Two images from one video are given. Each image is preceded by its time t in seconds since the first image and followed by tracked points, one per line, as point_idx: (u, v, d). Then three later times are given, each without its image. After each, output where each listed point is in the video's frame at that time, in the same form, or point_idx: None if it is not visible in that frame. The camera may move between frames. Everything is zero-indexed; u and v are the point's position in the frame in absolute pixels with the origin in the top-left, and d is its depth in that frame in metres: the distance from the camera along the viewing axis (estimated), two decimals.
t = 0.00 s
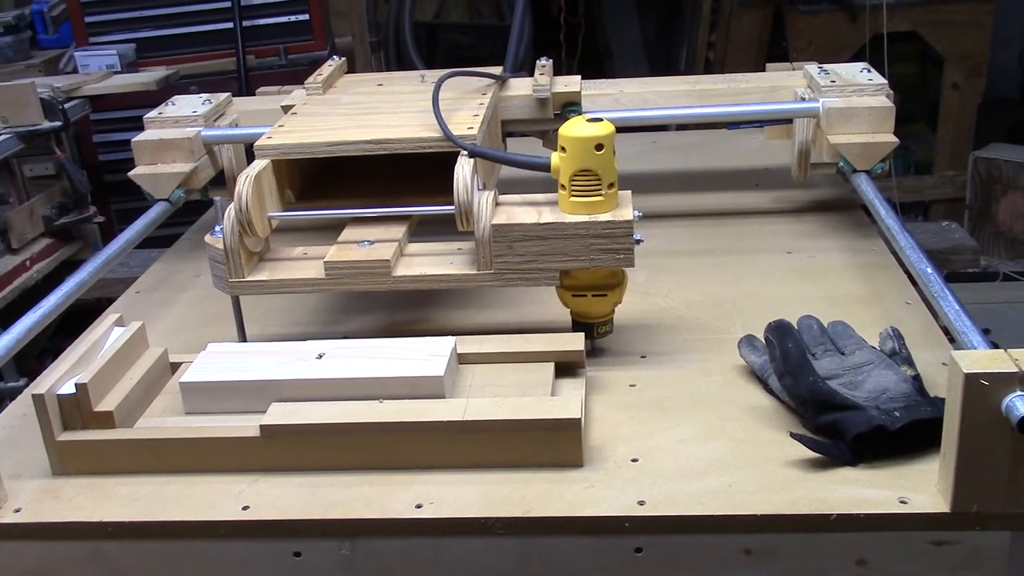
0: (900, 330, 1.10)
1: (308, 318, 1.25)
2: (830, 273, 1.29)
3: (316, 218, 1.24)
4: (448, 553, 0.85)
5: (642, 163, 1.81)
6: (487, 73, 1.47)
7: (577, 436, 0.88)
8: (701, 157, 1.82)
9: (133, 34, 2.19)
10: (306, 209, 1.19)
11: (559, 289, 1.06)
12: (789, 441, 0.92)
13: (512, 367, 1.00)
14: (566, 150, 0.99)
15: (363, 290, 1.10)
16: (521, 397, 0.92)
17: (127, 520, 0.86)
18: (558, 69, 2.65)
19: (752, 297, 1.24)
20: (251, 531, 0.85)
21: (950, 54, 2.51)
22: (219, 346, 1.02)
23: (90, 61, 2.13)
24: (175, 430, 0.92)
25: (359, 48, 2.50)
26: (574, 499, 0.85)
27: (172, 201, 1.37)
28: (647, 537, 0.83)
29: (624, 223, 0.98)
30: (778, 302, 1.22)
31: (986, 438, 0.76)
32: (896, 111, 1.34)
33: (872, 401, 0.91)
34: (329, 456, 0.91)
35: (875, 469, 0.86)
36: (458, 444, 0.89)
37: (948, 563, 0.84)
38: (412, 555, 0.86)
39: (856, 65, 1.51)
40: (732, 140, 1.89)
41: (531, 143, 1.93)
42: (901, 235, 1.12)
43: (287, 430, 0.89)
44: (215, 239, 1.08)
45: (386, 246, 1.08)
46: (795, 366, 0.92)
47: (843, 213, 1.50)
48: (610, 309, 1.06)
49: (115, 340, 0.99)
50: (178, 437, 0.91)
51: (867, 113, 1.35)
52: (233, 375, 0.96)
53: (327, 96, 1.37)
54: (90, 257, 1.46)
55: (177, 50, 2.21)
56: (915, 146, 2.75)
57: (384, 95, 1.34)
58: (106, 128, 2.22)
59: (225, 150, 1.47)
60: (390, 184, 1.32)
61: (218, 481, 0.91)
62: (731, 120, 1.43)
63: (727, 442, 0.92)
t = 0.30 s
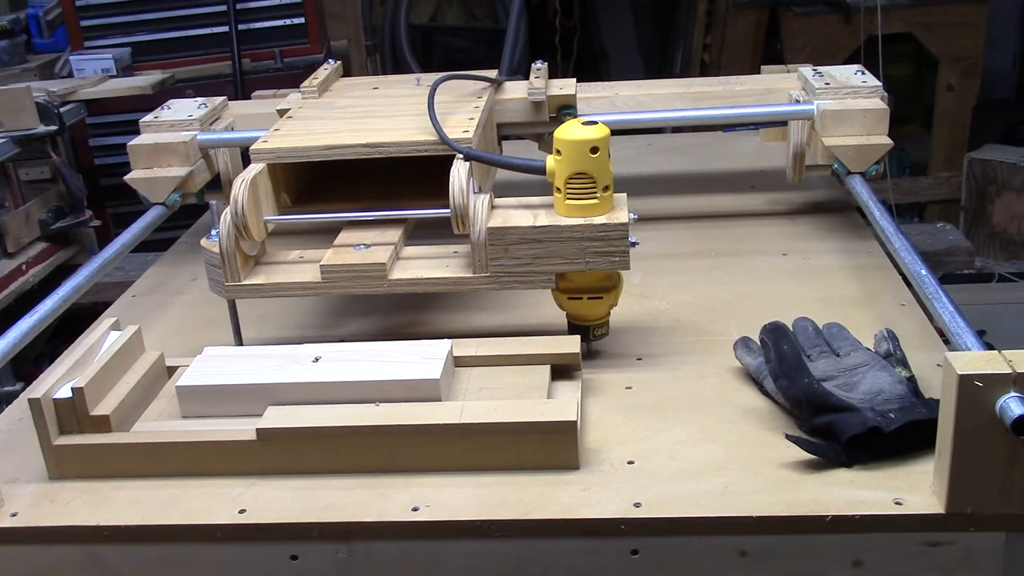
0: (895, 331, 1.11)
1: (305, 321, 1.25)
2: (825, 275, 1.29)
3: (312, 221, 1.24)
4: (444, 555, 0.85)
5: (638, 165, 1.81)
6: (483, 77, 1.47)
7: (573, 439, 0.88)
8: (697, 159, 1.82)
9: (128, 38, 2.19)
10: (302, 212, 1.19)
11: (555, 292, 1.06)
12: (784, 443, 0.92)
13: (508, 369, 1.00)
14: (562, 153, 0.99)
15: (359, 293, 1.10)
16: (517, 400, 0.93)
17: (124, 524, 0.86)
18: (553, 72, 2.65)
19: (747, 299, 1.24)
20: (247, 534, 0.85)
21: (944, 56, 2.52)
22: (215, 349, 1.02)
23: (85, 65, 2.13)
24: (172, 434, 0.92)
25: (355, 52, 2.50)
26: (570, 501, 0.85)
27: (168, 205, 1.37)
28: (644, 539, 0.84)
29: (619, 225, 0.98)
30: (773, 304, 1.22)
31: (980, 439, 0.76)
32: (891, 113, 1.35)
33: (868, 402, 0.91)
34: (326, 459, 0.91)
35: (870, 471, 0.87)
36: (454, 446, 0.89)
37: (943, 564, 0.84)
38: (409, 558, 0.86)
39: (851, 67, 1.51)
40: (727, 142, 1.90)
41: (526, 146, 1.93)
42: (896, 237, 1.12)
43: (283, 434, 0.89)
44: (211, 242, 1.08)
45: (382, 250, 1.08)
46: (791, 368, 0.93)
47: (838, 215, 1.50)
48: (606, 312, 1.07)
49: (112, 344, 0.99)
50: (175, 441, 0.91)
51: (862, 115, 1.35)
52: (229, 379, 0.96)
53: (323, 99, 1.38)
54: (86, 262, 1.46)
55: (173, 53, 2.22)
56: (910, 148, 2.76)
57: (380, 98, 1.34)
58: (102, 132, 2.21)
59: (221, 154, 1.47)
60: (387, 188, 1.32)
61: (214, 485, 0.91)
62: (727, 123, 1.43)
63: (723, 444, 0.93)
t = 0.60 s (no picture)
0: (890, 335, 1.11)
1: (301, 322, 1.25)
2: (821, 279, 1.29)
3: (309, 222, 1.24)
4: (439, 557, 0.85)
5: (635, 168, 1.81)
6: (480, 79, 1.47)
7: (568, 441, 0.88)
8: (694, 162, 1.82)
9: (126, 38, 2.19)
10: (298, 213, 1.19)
11: (551, 294, 1.07)
12: (780, 446, 0.92)
13: (504, 371, 1.00)
14: (559, 156, 0.99)
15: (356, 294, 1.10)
16: (513, 402, 0.93)
17: (119, 524, 0.86)
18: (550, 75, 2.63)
19: (743, 302, 1.24)
20: (242, 535, 0.85)
21: (940, 61, 2.52)
22: (210, 350, 1.02)
23: (83, 64, 2.12)
24: (167, 434, 0.92)
25: (352, 53, 2.50)
26: (566, 504, 0.85)
27: (165, 205, 1.37)
28: (639, 542, 0.84)
29: (616, 228, 0.98)
30: (770, 307, 1.22)
31: (975, 443, 0.76)
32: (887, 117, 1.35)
33: (863, 405, 0.91)
34: (322, 460, 0.91)
35: (865, 474, 0.87)
36: (450, 448, 0.89)
37: (937, 568, 0.84)
38: (404, 559, 0.86)
39: (847, 71, 1.52)
40: (724, 146, 1.90)
41: (523, 148, 1.93)
42: (892, 241, 1.13)
43: (279, 434, 0.89)
44: (208, 243, 1.08)
45: (378, 251, 1.08)
46: (786, 371, 0.93)
47: (834, 218, 1.51)
48: (602, 314, 1.07)
49: (108, 344, 0.99)
50: (170, 441, 0.91)
51: (858, 119, 1.35)
52: (225, 380, 0.96)
53: (321, 100, 1.38)
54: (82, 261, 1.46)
55: (170, 54, 2.21)
56: (906, 153, 2.76)
57: (378, 100, 1.34)
58: (99, 132, 2.21)
59: (218, 154, 1.47)
60: (383, 189, 1.32)
61: (209, 485, 0.91)
62: (723, 126, 1.43)
63: (718, 446, 0.93)
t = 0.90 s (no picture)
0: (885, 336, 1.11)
1: (298, 321, 1.25)
2: (817, 280, 1.30)
3: (305, 222, 1.24)
4: (434, 556, 0.85)
5: (631, 168, 1.81)
6: (477, 79, 1.47)
7: (563, 441, 0.88)
8: (690, 163, 1.83)
9: (122, 37, 2.19)
10: (294, 213, 1.19)
11: (547, 294, 1.07)
12: (775, 446, 0.92)
13: (499, 371, 1.00)
14: (555, 156, 0.99)
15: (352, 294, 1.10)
16: (508, 401, 0.93)
17: (114, 523, 0.86)
18: (547, 75, 2.64)
19: (739, 303, 1.24)
20: (237, 534, 0.85)
21: (936, 63, 2.53)
22: (205, 349, 1.02)
23: (79, 64, 2.12)
24: (162, 433, 0.92)
25: (349, 53, 2.50)
26: (561, 503, 0.85)
27: (161, 205, 1.36)
28: (634, 541, 0.84)
29: (611, 228, 0.99)
30: (765, 308, 1.22)
31: (970, 443, 0.76)
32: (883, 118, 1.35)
33: (858, 405, 0.91)
34: (317, 460, 0.91)
35: (860, 474, 0.87)
36: (445, 448, 0.89)
37: (932, 567, 0.84)
38: (399, 558, 0.86)
39: (843, 73, 1.52)
40: (721, 147, 1.90)
41: (520, 149, 1.94)
42: (887, 242, 1.13)
43: (274, 434, 0.89)
44: (203, 242, 1.08)
45: (374, 251, 1.08)
46: (781, 371, 0.93)
47: (830, 219, 1.51)
48: (598, 314, 1.07)
49: (103, 343, 0.99)
50: (165, 440, 0.91)
51: (854, 121, 1.36)
52: (220, 379, 0.96)
53: (317, 100, 1.38)
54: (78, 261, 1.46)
55: (167, 53, 2.21)
56: (902, 155, 2.77)
57: (374, 100, 1.34)
58: (95, 132, 2.21)
59: (215, 154, 1.46)
60: (379, 189, 1.32)
61: (205, 484, 0.91)
62: (719, 127, 1.43)
63: (714, 446, 0.93)
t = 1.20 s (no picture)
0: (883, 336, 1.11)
1: (296, 321, 1.25)
2: (814, 280, 1.30)
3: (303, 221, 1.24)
4: (432, 555, 0.85)
5: (629, 168, 1.82)
6: (475, 79, 1.47)
7: (561, 440, 0.89)
8: (688, 163, 1.83)
9: (120, 37, 2.19)
10: (292, 212, 1.19)
11: (544, 293, 1.07)
12: (772, 446, 0.93)
13: (497, 370, 1.00)
14: (552, 155, 0.99)
15: (350, 293, 1.10)
16: (506, 401, 0.93)
17: (112, 522, 0.86)
18: (545, 75, 2.64)
19: (736, 303, 1.25)
20: (235, 533, 0.85)
21: (934, 64, 2.53)
22: (203, 348, 1.02)
23: (77, 63, 2.11)
24: (160, 432, 0.92)
25: (347, 53, 2.50)
26: (559, 503, 0.85)
27: (158, 204, 1.37)
28: (631, 540, 0.84)
29: (610, 227, 0.99)
30: (763, 308, 1.23)
31: (966, 443, 0.77)
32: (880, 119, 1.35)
33: (855, 405, 0.91)
34: (314, 459, 0.91)
35: (857, 474, 0.87)
36: (443, 447, 0.89)
37: (929, 567, 0.85)
38: (397, 558, 0.86)
39: (840, 73, 1.52)
40: (719, 147, 1.91)
41: (518, 148, 1.94)
42: (885, 243, 1.13)
43: (272, 433, 0.89)
44: (202, 242, 1.08)
45: (372, 250, 1.08)
46: (778, 371, 0.93)
47: (827, 220, 1.51)
48: (596, 314, 1.07)
49: (101, 342, 0.99)
50: (163, 439, 0.91)
51: (851, 121, 1.36)
52: (218, 378, 0.96)
53: (315, 100, 1.38)
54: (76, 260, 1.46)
55: (165, 53, 2.21)
56: (899, 155, 2.78)
57: (372, 99, 1.34)
58: (93, 131, 2.21)
59: (212, 153, 1.46)
60: (377, 189, 1.32)
61: (203, 483, 0.91)
62: (717, 128, 1.44)
63: (711, 446, 0.93)
